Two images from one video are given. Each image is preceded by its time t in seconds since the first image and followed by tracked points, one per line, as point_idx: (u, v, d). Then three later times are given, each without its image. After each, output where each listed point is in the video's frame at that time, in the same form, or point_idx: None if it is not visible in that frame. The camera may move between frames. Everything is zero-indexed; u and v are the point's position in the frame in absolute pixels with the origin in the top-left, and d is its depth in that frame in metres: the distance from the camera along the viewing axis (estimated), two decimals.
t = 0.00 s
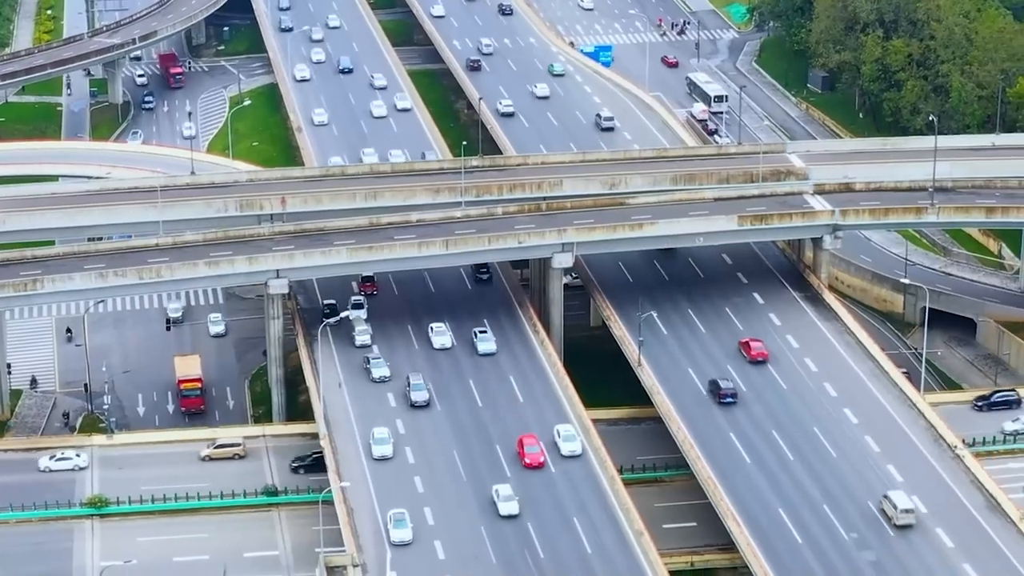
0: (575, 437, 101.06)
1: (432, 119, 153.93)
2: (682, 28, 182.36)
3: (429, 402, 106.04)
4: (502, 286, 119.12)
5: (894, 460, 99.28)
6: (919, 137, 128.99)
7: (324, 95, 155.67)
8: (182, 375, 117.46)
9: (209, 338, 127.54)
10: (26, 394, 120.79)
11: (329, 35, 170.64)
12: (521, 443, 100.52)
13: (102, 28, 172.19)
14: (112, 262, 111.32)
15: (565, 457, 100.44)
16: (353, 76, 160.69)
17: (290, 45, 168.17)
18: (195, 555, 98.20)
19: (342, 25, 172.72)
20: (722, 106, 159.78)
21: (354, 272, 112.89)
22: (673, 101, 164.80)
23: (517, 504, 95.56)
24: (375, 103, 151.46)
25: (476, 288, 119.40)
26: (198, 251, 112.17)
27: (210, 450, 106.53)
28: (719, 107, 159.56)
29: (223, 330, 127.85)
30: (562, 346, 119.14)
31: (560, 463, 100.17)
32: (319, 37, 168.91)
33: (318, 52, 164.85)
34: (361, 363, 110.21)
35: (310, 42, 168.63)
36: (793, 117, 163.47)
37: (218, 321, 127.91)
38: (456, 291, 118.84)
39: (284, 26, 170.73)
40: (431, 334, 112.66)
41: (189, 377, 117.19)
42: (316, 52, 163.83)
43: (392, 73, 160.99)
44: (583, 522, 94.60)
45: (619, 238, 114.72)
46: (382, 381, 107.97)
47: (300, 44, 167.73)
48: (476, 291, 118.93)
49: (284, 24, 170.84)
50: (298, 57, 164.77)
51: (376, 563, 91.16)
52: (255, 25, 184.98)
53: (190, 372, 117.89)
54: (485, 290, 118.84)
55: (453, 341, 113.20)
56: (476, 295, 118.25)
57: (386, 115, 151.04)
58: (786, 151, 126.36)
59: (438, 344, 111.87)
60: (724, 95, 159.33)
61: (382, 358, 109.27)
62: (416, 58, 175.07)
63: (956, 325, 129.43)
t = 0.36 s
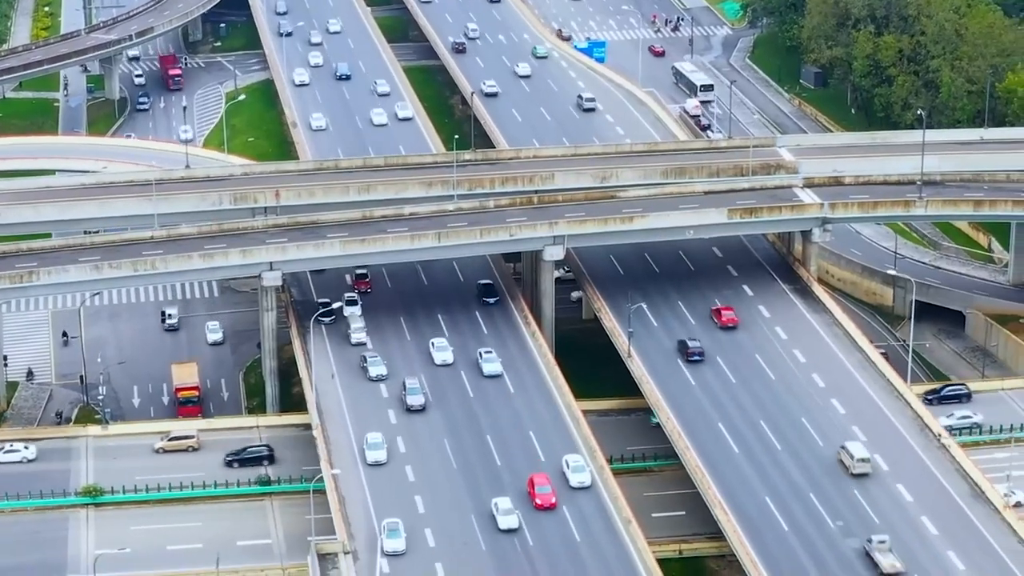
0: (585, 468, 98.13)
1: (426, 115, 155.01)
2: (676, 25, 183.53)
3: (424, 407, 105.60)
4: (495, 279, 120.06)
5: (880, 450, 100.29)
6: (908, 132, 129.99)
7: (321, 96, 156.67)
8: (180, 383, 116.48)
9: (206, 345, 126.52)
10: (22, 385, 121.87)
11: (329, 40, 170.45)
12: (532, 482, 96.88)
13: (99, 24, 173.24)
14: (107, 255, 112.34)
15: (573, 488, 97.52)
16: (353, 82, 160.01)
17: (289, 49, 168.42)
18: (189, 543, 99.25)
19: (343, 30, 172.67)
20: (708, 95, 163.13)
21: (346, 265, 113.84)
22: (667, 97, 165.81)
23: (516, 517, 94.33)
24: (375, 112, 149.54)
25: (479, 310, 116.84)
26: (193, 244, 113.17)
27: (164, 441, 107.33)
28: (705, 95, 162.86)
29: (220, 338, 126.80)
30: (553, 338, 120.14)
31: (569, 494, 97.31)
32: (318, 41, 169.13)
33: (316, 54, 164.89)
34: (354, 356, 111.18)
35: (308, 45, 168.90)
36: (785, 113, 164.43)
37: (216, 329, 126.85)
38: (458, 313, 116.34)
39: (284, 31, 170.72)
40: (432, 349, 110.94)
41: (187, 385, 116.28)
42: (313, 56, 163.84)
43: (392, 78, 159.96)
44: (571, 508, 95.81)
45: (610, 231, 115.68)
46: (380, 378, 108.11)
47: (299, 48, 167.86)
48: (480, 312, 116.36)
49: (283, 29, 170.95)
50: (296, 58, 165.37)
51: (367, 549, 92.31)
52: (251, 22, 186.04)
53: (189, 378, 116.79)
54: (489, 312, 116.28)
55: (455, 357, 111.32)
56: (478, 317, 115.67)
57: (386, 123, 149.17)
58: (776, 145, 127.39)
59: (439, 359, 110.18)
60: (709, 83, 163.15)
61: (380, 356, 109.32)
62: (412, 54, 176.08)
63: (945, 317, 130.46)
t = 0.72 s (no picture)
0: (594, 499, 95.44)
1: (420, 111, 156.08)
2: (670, 22, 184.45)
3: (421, 411, 105.19)
4: (487, 272, 120.99)
5: (867, 440, 101.26)
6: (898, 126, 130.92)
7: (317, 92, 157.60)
8: (175, 390, 116.16)
9: (204, 353, 125.36)
10: (18, 378, 122.84)
11: (328, 44, 169.40)
12: (542, 520, 93.34)
13: (96, 21, 174.17)
14: (101, 247, 113.25)
15: (581, 519, 94.77)
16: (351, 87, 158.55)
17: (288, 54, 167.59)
18: (182, 532, 100.22)
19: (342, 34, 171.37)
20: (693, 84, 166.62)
21: (340, 258, 114.79)
22: (660, 93, 166.71)
23: (514, 529, 93.26)
24: (374, 119, 147.81)
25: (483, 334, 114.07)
26: (187, 237, 114.08)
27: (123, 434, 108.16)
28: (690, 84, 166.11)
29: (217, 345, 125.55)
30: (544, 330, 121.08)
31: (578, 526, 94.47)
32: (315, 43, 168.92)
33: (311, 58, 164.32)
34: (348, 349, 112.14)
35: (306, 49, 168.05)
36: (778, 109, 165.21)
37: (213, 336, 125.62)
38: (462, 336, 113.67)
39: (283, 35, 170.18)
40: (432, 364, 109.35)
41: (183, 393, 115.90)
42: (310, 59, 163.08)
43: (390, 82, 159.28)
44: (560, 497, 96.85)
45: (601, 225, 116.61)
46: (376, 377, 108.44)
47: (298, 53, 166.92)
48: (484, 336, 113.59)
49: (282, 33, 170.73)
50: (292, 58, 165.44)
51: (358, 539, 93.27)
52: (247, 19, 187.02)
53: (185, 387, 116.49)
54: (493, 336, 113.52)
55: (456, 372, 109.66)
56: (482, 341, 112.91)
57: (385, 131, 147.33)
58: (766, 139, 128.39)
59: (440, 373, 108.54)
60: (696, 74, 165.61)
61: (376, 356, 109.66)
62: (407, 51, 177.02)
63: (935, 311, 131.47)
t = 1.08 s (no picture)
0: (601, 527, 92.99)
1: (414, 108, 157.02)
2: (665, 19, 185.24)
3: (417, 415, 104.74)
4: (480, 267, 121.76)
5: (856, 432, 102.13)
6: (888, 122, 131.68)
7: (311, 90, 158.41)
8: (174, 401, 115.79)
9: (200, 359, 124.72)
10: (14, 372, 123.64)
11: (327, 49, 168.95)
12: (550, 556, 90.40)
13: (93, 18, 174.99)
14: (97, 242, 114.04)
15: (588, 548, 92.29)
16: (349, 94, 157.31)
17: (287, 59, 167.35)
18: (176, 524, 101.08)
19: (341, 39, 171.16)
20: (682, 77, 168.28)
21: (333, 252, 115.53)
22: (653, 89, 167.51)
23: (514, 542, 92.11)
24: (374, 127, 146.03)
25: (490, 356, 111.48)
26: (182, 232, 114.85)
27: (88, 429, 108.77)
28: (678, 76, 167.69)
29: (214, 351, 124.87)
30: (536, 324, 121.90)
31: (583, 555, 92.04)
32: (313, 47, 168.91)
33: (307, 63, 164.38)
34: (342, 343, 112.91)
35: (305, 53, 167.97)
36: (771, 106, 165.96)
37: (210, 343, 124.99)
38: (468, 358, 111.22)
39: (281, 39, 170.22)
40: (435, 379, 107.91)
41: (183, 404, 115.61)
42: (308, 64, 163.06)
43: (385, 80, 160.14)
44: (550, 488, 97.85)
45: (593, 219, 117.43)
46: (374, 378, 108.43)
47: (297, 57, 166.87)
48: (491, 360, 111.03)
49: (279, 37, 170.51)
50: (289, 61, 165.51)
51: (350, 530, 94.11)
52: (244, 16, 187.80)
53: (183, 394, 116.10)
54: (499, 359, 110.98)
55: (458, 386, 108.22)
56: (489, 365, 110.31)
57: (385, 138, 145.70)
58: (758, 135, 129.18)
59: (442, 389, 107.11)
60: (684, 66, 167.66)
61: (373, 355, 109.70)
62: (402, 48, 177.87)
63: (926, 306, 132.38)
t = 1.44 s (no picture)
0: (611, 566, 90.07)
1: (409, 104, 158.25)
2: (658, 16, 186.26)
3: (412, 420, 104.13)
4: (471, 259, 122.77)
5: (842, 421, 103.09)
6: (877, 116, 132.73)
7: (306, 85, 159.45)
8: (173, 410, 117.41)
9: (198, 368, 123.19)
10: (10, 363, 124.66)
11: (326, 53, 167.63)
12: None
13: (89, 14, 176.08)
14: (91, 234, 115.10)
15: None
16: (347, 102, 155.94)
17: (285, 63, 165.84)
18: (169, 512, 102.17)
19: (341, 44, 169.70)
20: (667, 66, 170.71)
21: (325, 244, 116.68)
22: (646, 85, 168.60)
23: (512, 556, 90.95)
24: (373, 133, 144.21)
25: (497, 387, 108.07)
26: (176, 224, 115.91)
27: (44, 420, 109.08)
28: (664, 67, 170.18)
29: (212, 359, 123.19)
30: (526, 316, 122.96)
31: None
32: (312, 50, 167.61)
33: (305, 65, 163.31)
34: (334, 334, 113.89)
35: (303, 57, 166.85)
36: (764, 101, 167.05)
37: (208, 351, 123.33)
38: (472, 382, 108.49)
39: (280, 43, 168.85)
40: (438, 396, 105.76)
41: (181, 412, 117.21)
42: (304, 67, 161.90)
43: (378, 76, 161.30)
44: (539, 478, 98.76)
45: (583, 212, 118.49)
46: (370, 379, 108.28)
47: (295, 61, 165.46)
48: (498, 390, 107.61)
49: (278, 41, 169.19)
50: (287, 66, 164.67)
51: (341, 517, 95.16)
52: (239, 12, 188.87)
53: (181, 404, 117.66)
54: (506, 389, 107.58)
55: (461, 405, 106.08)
56: (496, 395, 106.90)
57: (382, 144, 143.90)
58: (747, 129, 130.28)
59: (446, 406, 104.97)
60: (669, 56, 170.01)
61: (369, 356, 109.47)
62: (396, 44, 178.93)
63: (915, 298, 133.52)
